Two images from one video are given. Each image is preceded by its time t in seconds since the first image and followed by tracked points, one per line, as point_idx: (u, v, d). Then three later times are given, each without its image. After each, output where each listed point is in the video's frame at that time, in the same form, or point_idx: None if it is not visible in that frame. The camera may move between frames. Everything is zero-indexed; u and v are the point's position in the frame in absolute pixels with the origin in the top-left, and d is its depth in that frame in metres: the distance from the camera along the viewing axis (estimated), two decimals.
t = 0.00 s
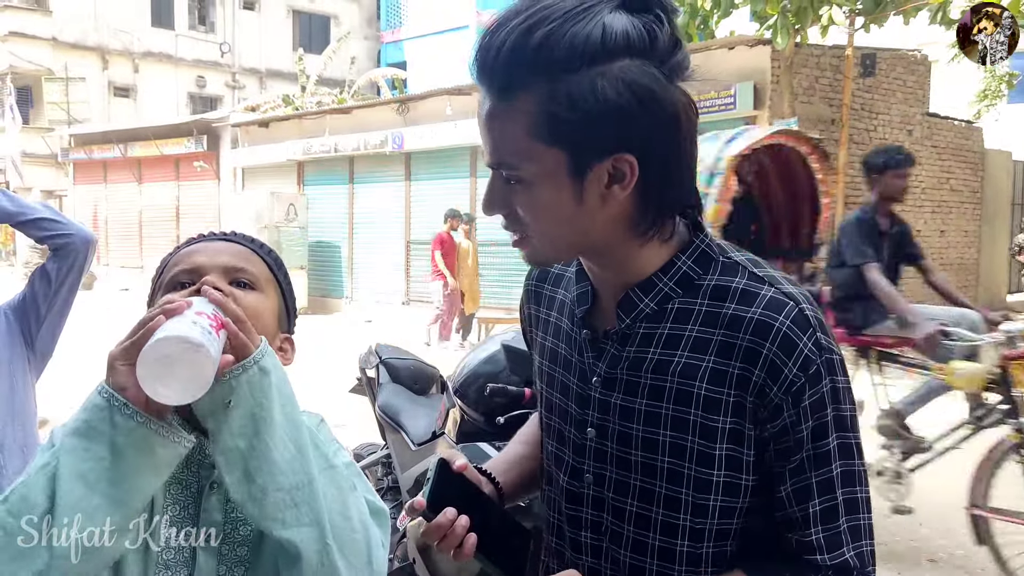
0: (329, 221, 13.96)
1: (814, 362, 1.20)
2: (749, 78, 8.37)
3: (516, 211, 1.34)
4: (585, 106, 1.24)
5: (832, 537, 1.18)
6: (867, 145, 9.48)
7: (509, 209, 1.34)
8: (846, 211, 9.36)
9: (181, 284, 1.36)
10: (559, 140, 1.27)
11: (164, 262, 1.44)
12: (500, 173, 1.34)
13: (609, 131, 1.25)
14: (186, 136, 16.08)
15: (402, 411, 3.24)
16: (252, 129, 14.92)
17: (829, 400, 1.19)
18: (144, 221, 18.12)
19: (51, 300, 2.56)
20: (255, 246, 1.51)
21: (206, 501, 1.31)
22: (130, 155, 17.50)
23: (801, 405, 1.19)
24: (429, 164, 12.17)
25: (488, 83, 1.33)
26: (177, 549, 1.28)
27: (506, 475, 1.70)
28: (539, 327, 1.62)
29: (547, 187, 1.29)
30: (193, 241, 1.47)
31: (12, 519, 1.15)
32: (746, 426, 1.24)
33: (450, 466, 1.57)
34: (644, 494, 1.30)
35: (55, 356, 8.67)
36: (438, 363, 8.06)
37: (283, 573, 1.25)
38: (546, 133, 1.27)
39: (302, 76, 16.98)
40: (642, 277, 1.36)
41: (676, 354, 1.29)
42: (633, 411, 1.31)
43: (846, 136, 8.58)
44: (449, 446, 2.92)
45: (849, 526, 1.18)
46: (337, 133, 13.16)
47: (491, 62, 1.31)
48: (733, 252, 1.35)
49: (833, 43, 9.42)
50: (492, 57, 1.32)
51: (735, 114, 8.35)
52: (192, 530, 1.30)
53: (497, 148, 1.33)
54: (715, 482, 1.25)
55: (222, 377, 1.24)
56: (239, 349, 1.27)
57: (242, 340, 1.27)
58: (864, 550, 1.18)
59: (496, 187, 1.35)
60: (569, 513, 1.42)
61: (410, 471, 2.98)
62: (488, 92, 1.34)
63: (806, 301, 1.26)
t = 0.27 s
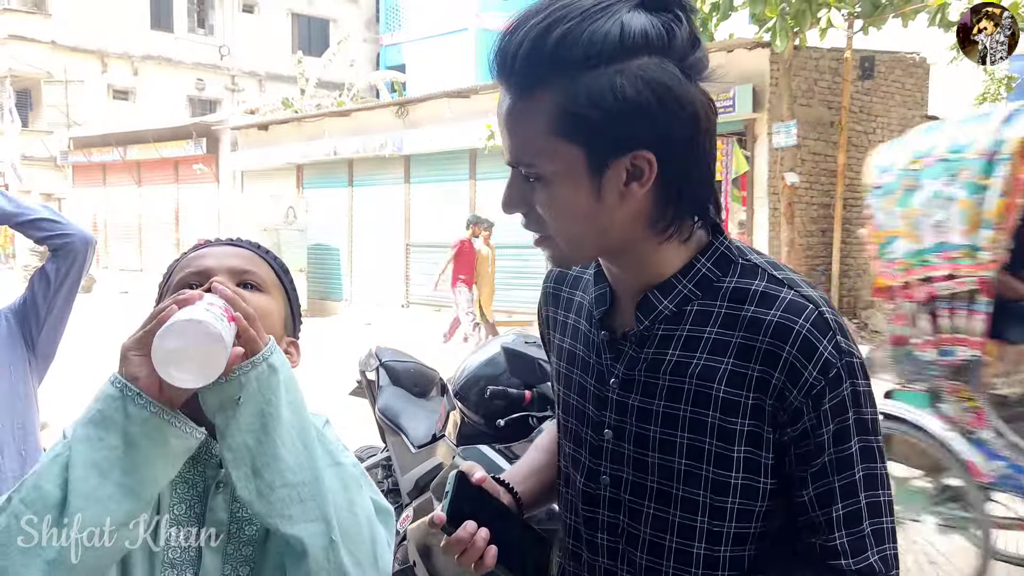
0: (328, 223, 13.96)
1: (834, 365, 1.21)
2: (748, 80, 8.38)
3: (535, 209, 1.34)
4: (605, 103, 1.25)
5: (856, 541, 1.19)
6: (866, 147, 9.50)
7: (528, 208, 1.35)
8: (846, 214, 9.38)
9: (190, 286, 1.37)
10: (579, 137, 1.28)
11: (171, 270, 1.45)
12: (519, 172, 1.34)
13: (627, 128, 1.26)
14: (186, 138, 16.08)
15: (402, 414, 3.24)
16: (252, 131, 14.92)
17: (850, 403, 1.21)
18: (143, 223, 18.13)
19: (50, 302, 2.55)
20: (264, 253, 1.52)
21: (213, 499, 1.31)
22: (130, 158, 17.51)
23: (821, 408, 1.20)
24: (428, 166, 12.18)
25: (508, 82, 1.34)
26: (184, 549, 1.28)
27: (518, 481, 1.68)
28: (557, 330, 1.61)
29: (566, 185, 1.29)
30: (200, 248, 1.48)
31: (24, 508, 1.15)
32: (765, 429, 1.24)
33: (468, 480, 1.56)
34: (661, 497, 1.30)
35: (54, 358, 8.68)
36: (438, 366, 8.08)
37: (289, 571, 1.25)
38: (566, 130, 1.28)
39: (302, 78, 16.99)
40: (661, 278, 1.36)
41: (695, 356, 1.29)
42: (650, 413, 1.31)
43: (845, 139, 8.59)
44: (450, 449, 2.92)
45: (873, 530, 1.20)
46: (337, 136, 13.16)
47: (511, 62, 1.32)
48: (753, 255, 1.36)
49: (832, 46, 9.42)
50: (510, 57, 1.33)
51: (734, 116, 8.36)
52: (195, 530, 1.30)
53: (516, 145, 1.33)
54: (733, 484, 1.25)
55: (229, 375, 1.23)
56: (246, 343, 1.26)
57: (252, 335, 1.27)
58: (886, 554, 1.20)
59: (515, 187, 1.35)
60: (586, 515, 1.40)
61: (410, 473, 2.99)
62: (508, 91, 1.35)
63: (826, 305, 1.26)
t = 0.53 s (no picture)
0: (326, 226, 13.95)
1: (849, 358, 1.21)
2: (745, 83, 8.38)
3: (552, 201, 1.34)
4: (623, 92, 1.26)
5: (873, 537, 1.18)
6: (864, 150, 9.51)
7: (546, 200, 1.35)
8: (844, 216, 9.38)
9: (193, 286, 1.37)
10: (596, 126, 1.28)
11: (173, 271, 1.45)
12: (536, 164, 1.34)
13: (642, 118, 1.26)
14: (184, 141, 16.06)
15: (401, 416, 3.23)
16: (249, 134, 14.90)
17: (865, 397, 1.21)
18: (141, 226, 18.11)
19: (48, 306, 2.55)
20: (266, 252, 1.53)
21: (215, 499, 1.31)
22: (127, 161, 17.49)
23: (836, 402, 1.20)
24: (426, 169, 12.17)
25: (526, 75, 1.35)
26: (186, 549, 1.28)
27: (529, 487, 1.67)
28: (569, 331, 1.60)
29: (584, 174, 1.29)
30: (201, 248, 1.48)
31: (29, 505, 1.15)
32: (780, 425, 1.24)
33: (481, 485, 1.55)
34: (672, 492, 1.30)
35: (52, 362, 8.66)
36: (437, 368, 8.07)
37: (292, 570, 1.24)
38: (584, 118, 1.28)
39: (299, 82, 17.02)
40: (674, 274, 1.36)
41: (708, 350, 1.29)
42: (664, 407, 1.31)
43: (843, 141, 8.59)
44: (449, 451, 2.91)
45: (889, 525, 1.19)
46: (334, 139, 13.16)
47: (529, 55, 1.33)
48: (766, 253, 1.36)
49: (829, 48, 9.43)
50: (529, 50, 1.33)
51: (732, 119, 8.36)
52: (196, 530, 1.29)
53: (534, 136, 1.33)
54: (747, 479, 1.25)
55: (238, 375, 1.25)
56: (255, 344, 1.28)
57: (261, 335, 1.28)
58: (900, 549, 1.19)
59: (533, 178, 1.35)
60: (598, 514, 1.39)
61: (409, 475, 2.98)
62: (525, 84, 1.35)
63: (839, 299, 1.27)
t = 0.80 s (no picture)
0: (324, 227, 13.96)
1: (852, 353, 1.21)
2: (741, 84, 8.40)
3: (562, 195, 1.35)
4: (636, 84, 1.27)
5: (866, 534, 1.19)
6: (860, 151, 9.54)
7: (555, 194, 1.35)
8: (840, 217, 9.40)
9: (188, 293, 1.36)
10: (606, 118, 1.29)
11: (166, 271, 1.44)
12: (547, 157, 1.35)
13: (653, 110, 1.28)
14: (181, 142, 16.05)
15: (398, 418, 3.24)
16: (246, 136, 14.89)
17: (866, 393, 1.21)
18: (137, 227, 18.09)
19: (44, 310, 2.55)
20: (259, 249, 1.51)
21: (210, 500, 1.29)
22: (124, 162, 17.48)
23: (839, 396, 1.21)
24: (423, 170, 12.18)
25: (538, 69, 1.36)
26: (183, 552, 1.27)
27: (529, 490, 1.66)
28: (572, 331, 1.60)
29: (596, 167, 1.30)
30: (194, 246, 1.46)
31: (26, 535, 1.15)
32: (782, 420, 1.24)
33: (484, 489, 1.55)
34: (674, 488, 1.30)
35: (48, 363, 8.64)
36: (434, 370, 8.08)
37: None
38: (594, 110, 1.29)
39: (296, 83, 17.01)
40: (680, 270, 1.37)
41: (713, 345, 1.30)
42: (666, 402, 1.31)
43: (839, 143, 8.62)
44: (447, 453, 2.93)
45: (883, 522, 1.19)
46: (332, 140, 13.17)
47: (541, 49, 1.34)
48: (771, 251, 1.36)
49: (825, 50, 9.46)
50: (541, 45, 1.35)
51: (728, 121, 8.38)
52: (195, 529, 1.29)
53: (545, 130, 1.35)
54: (748, 475, 1.25)
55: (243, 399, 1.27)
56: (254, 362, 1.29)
57: (259, 352, 1.29)
58: (897, 548, 1.19)
59: (542, 172, 1.36)
60: (598, 514, 1.39)
61: (406, 477, 2.99)
62: (537, 78, 1.36)
63: (842, 295, 1.27)
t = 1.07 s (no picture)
0: (323, 228, 13.98)
1: (853, 354, 1.23)
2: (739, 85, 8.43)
3: (576, 189, 1.34)
4: (655, 77, 1.28)
5: (853, 538, 1.21)
6: (857, 151, 9.57)
7: (567, 187, 1.35)
8: (837, 218, 9.43)
9: (180, 316, 1.29)
10: (623, 112, 1.30)
11: (155, 273, 1.35)
12: (558, 150, 1.36)
13: (669, 104, 1.29)
14: (179, 143, 16.07)
15: (397, 418, 3.26)
16: (245, 137, 14.93)
17: (865, 393, 1.23)
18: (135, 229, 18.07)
19: (35, 315, 2.55)
20: (257, 247, 1.42)
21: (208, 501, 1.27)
22: (123, 163, 17.50)
23: (837, 396, 1.22)
24: (421, 171, 12.20)
25: (551, 61, 1.36)
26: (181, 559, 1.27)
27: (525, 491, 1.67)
28: (572, 327, 1.61)
29: (611, 159, 1.31)
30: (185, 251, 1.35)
31: None
32: (782, 417, 1.26)
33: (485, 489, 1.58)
34: (671, 483, 1.32)
35: (47, 364, 8.66)
36: (432, 370, 8.09)
37: None
38: (610, 103, 1.30)
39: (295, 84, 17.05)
40: (686, 267, 1.38)
41: (715, 341, 1.31)
42: (666, 398, 1.33)
43: (837, 143, 8.64)
44: (445, 454, 2.94)
45: (870, 526, 1.22)
46: (330, 141, 13.19)
47: (557, 41, 1.34)
48: (775, 252, 1.38)
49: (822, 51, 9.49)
50: (557, 36, 1.35)
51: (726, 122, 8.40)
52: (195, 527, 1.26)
53: (557, 125, 1.35)
54: (746, 472, 1.27)
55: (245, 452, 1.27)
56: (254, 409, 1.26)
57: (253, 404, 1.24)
58: (879, 552, 1.22)
59: (554, 166, 1.36)
60: (594, 509, 1.41)
61: (405, 477, 3.01)
62: (550, 70, 1.37)
63: (844, 296, 1.29)
